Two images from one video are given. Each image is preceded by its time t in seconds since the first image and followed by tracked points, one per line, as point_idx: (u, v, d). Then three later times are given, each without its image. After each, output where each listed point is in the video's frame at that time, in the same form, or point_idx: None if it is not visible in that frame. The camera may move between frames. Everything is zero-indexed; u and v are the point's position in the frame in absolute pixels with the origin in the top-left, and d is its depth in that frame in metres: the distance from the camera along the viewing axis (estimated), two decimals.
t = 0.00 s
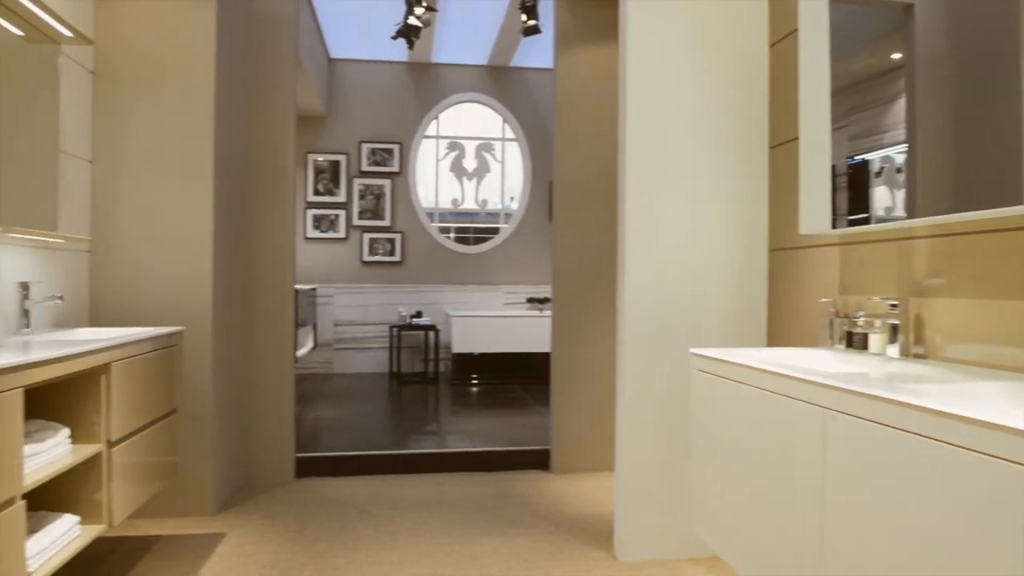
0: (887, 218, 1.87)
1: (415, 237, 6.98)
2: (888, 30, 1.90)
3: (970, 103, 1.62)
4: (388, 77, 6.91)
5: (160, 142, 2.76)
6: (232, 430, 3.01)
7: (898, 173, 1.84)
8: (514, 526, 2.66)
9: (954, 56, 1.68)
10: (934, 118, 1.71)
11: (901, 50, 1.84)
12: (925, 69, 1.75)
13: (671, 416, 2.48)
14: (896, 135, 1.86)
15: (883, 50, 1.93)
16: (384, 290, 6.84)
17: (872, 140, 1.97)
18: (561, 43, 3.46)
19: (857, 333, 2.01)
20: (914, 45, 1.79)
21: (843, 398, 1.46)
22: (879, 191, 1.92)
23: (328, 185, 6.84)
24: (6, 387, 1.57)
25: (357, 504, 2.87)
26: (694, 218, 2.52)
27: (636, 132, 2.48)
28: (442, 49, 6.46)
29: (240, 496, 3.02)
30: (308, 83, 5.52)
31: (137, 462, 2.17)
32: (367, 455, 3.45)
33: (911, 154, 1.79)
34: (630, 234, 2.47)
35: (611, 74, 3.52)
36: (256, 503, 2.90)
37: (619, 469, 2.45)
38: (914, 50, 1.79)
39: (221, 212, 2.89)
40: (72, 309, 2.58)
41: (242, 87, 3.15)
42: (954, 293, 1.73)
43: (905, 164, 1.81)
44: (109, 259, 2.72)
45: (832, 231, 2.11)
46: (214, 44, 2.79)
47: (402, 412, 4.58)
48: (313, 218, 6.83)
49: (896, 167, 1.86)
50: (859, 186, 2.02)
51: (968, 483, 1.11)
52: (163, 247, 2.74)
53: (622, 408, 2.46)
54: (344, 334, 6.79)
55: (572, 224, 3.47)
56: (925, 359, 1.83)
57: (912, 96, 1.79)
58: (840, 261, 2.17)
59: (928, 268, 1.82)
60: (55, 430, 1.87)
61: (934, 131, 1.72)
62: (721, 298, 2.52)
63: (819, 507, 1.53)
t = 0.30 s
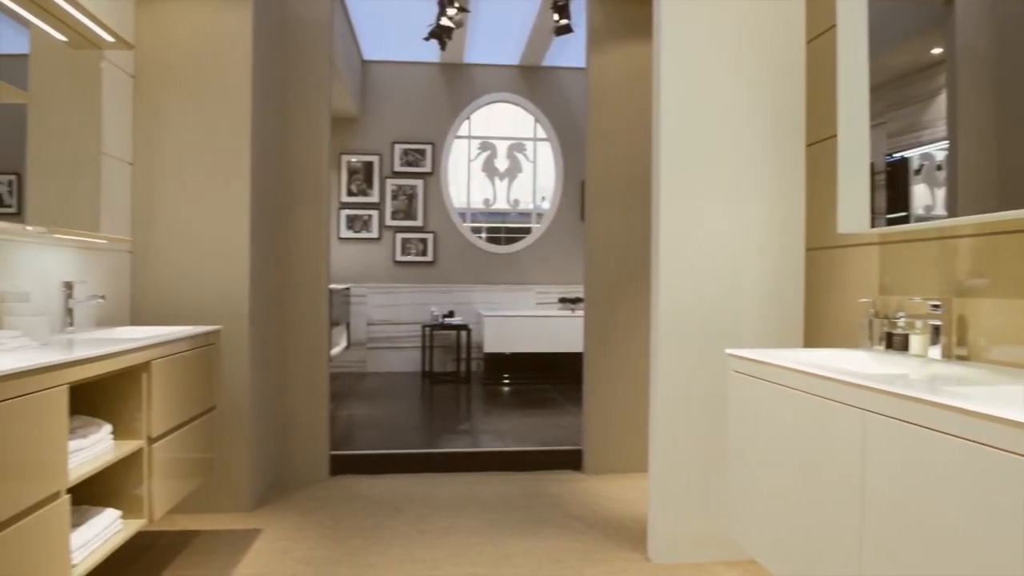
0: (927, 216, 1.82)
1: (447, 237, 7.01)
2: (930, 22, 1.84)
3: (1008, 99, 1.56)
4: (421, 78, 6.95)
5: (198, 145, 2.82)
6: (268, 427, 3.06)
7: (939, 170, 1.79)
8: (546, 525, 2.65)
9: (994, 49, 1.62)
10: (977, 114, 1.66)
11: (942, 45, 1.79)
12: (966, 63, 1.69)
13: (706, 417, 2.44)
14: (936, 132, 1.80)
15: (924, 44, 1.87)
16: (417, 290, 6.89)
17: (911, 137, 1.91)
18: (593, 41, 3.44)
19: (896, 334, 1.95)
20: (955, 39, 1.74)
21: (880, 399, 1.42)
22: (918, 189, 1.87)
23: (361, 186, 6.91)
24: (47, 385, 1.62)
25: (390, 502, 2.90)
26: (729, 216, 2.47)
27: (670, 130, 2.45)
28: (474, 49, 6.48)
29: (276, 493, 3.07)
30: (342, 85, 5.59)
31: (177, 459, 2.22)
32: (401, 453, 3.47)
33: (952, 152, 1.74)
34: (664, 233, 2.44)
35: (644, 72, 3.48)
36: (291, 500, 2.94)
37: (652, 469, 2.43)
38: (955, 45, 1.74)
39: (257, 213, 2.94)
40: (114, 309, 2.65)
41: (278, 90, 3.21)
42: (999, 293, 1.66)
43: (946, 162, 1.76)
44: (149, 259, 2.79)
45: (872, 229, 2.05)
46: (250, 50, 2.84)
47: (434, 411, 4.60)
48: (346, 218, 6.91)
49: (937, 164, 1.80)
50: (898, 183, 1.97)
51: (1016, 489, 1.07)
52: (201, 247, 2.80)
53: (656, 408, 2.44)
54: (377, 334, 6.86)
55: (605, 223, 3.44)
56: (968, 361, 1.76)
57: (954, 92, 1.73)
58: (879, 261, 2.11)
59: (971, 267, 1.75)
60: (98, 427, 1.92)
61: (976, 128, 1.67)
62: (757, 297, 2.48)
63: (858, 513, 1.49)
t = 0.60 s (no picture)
0: (971, 215, 1.76)
1: (480, 237, 7.03)
2: (974, 15, 1.77)
3: None
4: (455, 79, 6.98)
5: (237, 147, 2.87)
6: (305, 425, 3.11)
7: (982, 168, 1.73)
8: (581, 526, 2.63)
9: None
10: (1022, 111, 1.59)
11: (985, 40, 1.73)
12: (1011, 58, 1.63)
13: (744, 418, 2.40)
14: (981, 129, 1.75)
15: (967, 38, 1.80)
16: (451, 289, 6.92)
17: (954, 135, 1.86)
18: (628, 39, 3.40)
19: (940, 336, 1.89)
20: (1000, 33, 1.67)
21: (925, 404, 1.37)
22: (961, 187, 1.82)
23: (396, 186, 6.97)
24: (90, 382, 1.65)
25: (425, 500, 2.92)
26: (767, 215, 2.42)
27: (707, 126, 2.41)
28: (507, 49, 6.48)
29: (312, 490, 3.11)
30: (377, 86, 5.63)
31: (217, 455, 2.27)
32: (435, 452, 3.49)
33: (996, 148, 1.69)
34: (701, 231, 2.40)
35: (680, 69, 3.43)
36: (328, 497, 2.98)
37: (689, 471, 2.40)
38: (1000, 39, 1.67)
39: (295, 214, 2.98)
40: (156, 308, 2.72)
41: (315, 93, 3.25)
42: None
43: (990, 159, 1.71)
44: (190, 259, 2.85)
45: (915, 229, 1.98)
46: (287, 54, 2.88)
47: (468, 410, 4.62)
48: (381, 218, 6.97)
49: (981, 161, 1.74)
50: (940, 182, 1.91)
51: None
52: (239, 248, 2.86)
53: (692, 410, 2.40)
54: (411, 333, 6.91)
55: (640, 222, 3.41)
56: (1017, 364, 1.68)
57: (1000, 87, 1.67)
58: (923, 261, 2.04)
59: (1020, 267, 1.68)
60: (141, 423, 1.97)
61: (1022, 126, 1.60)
62: (798, 297, 2.42)
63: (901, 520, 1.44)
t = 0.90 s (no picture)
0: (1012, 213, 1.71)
1: (510, 236, 7.03)
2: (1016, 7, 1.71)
3: None
4: (486, 79, 6.99)
5: (271, 149, 2.91)
6: (338, 423, 3.14)
7: None
8: (612, 527, 2.61)
9: None
10: None
11: None
12: None
13: (779, 419, 2.36)
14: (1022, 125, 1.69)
15: (1007, 32, 1.74)
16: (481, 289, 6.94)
17: (994, 131, 1.80)
18: (660, 37, 3.37)
19: (982, 338, 1.81)
20: None
21: (967, 408, 1.33)
22: (1002, 185, 1.76)
23: (427, 186, 7.00)
24: (128, 380, 1.69)
25: (456, 499, 2.92)
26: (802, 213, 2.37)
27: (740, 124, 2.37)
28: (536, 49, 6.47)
29: (345, 488, 3.15)
30: (408, 86, 5.67)
31: (252, 452, 2.31)
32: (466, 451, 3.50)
33: None
34: (734, 229, 2.36)
35: (714, 66, 3.39)
36: (359, 495, 3.01)
37: (722, 472, 2.37)
38: None
39: (328, 214, 3.02)
40: (193, 306, 2.78)
41: (347, 96, 3.29)
42: None
43: None
44: (226, 258, 2.90)
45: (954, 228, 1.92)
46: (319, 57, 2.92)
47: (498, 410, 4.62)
48: (412, 219, 7.01)
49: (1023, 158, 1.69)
50: (980, 180, 1.85)
51: None
52: (272, 248, 2.90)
53: (726, 411, 2.37)
54: (442, 332, 6.95)
55: (673, 220, 3.37)
56: None
57: None
58: (963, 261, 1.97)
59: None
60: (179, 420, 2.01)
61: None
62: (833, 297, 2.36)
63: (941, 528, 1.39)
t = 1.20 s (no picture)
0: None
1: (538, 236, 7.02)
2: None
3: None
4: (514, 79, 6.99)
5: (302, 150, 2.95)
6: (368, 421, 3.17)
7: None
8: (642, 528, 2.58)
9: None
10: None
11: None
12: None
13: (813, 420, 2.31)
14: None
15: None
16: (510, 289, 6.94)
17: None
18: (690, 34, 3.33)
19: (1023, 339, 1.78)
20: None
21: (1013, 411, 1.28)
22: None
23: (456, 187, 7.03)
24: (166, 377, 1.74)
25: (485, 498, 2.93)
26: (836, 211, 2.32)
27: (772, 122, 2.33)
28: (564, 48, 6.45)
29: (374, 485, 3.18)
30: (436, 87, 5.69)
31: (285, 449, 2.34)
32: (495, 451, 3.50)
33: None
34: (766, 227, 2.32)
35: (746, 62, 3.34)
36: (389, 493, 3.03)
37: (755, 474, 2.32)
38: None
39: (358, 214, 3.05)
40: (227, 306, 2.83)
41: (376, 98, 3.32)
42: None
43: None
44: (258, 258, 2.95)
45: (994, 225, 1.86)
46: (348, 60, 2.95)
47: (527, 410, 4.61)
48: (440, 219, 7.04)
49: None
50: (1019, 177, 1.79)
51: None
52: (304, 248, 2.94)
53: (758, 412, 2.33)
54: (470, 332, 6.97)
55: (704, 219, 3.32)
56: None
57: None
58: (1006, 261, 1.92)
59: None
60: (213, 418, 2.04)
61: None
62: (870, 296, 2.31)
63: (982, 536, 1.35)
